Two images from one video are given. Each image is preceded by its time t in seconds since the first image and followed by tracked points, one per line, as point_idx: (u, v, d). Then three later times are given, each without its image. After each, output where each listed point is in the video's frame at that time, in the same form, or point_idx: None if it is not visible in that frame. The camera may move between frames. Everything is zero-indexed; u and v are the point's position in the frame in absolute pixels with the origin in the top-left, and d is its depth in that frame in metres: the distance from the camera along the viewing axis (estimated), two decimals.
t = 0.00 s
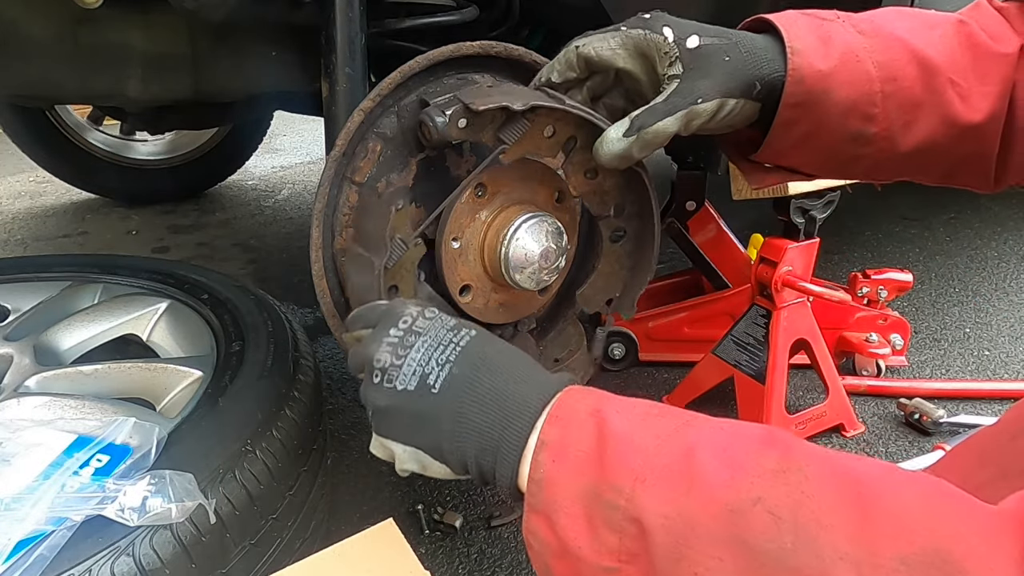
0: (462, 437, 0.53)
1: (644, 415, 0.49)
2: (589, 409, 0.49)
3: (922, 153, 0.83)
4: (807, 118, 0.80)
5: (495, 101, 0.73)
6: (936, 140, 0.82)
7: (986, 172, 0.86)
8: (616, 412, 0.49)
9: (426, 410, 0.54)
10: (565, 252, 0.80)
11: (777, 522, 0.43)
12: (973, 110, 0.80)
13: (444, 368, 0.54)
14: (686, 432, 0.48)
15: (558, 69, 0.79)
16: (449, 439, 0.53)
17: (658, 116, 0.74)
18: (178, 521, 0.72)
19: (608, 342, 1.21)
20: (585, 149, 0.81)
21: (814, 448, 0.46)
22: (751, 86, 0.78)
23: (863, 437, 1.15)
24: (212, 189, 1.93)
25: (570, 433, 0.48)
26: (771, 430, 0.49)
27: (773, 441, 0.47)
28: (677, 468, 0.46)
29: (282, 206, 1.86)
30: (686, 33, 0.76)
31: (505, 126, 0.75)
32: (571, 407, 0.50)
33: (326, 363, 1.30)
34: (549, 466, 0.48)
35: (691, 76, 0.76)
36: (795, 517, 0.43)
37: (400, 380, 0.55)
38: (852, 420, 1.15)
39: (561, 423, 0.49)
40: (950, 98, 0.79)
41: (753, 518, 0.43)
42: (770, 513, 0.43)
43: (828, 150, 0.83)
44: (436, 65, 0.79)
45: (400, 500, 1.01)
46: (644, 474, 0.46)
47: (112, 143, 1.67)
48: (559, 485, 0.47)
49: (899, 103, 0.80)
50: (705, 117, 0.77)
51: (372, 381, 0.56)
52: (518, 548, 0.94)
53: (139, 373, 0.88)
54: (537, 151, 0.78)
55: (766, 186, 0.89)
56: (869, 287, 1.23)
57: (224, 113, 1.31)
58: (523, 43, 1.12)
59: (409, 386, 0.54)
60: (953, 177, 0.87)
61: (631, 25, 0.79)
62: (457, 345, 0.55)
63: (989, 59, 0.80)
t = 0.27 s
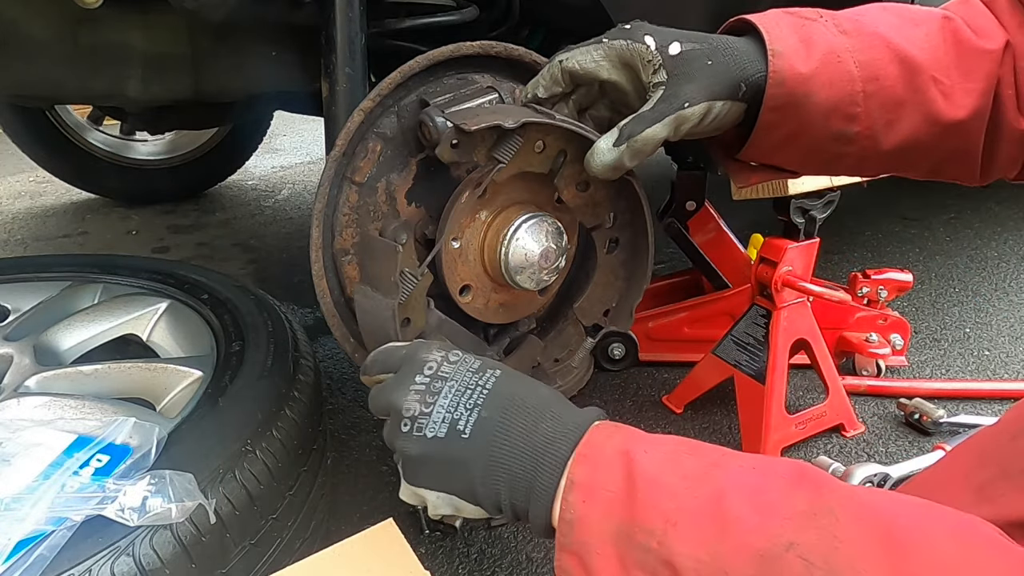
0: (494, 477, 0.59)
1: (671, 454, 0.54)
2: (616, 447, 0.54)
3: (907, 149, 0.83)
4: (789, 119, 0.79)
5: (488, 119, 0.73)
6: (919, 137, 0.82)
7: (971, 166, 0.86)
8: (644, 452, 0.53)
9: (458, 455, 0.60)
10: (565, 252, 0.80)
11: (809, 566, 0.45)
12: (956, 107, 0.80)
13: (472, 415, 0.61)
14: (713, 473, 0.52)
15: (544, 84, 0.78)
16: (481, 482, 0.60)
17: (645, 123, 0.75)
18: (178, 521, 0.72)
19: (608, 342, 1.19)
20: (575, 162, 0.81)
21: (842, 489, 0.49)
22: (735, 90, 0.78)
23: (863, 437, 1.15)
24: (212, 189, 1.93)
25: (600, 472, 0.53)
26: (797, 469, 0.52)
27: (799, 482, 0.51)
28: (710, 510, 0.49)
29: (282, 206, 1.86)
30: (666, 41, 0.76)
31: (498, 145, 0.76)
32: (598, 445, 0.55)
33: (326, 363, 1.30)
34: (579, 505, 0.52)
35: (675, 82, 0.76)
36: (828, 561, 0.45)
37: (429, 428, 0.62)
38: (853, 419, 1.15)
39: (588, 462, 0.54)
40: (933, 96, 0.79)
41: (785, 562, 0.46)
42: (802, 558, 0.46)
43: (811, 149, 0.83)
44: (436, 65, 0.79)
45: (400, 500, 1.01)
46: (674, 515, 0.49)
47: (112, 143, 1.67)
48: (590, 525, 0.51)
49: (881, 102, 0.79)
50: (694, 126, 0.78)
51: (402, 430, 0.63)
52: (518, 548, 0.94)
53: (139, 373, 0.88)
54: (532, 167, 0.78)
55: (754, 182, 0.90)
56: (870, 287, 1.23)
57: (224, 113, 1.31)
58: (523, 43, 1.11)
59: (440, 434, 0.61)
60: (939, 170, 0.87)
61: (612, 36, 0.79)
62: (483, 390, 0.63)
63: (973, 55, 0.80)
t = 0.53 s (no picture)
0: (523, 497, 0.58)
1: (712, 478, 0.52)
2: (654, 467, 0.52)
3: (925, 143, 0.82)
4: (806, 116, 0.79)
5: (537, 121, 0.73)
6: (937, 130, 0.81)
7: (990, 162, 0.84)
8: (683, 474, 0.51)
9: (486, 475, 0.59)
10: (565, 252, 0.80)
11: None
12: (973, 101, 0.79)
13: (502, 434, 0.59)
14: (757, 497, 0.50)
15: (573, 80, 0.78)
16: (511, 500, 0.59)
17: (675, 120, 0.74)
18: (178, 521, 0.72)
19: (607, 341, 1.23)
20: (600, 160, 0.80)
21: (895, 517, 0.47)
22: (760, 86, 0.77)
23: (863, 436, 1.15)
24: (212, 189, 1.93)
25: (639, 495, 0.51)
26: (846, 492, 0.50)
27: (846, 508, 0.48)
28: (752, 538, 0.47)
29: (282, 206, 1.86)
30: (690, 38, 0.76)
31: (541, 145, 0.76)
32: (636, 464, 0.53)
33: (326, 363, 1.30)
34: (615, 529, 0.50)
35: (702, 78, 0.76)
36: None
37: (461, 449, 0.60)
38: (853, 418, 1.15)
39: (624, 483, 0.52)
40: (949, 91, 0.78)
41: None
42: None
43: (827, 145, 0.82)
44: (436, 65, 0.78)
45: (401, 500, 1.01)
46: (715, 543, 0.48)
47: (112, 143, 1.67)
48: (628, 549, 0.50)
49: (897, 98, 0.79)
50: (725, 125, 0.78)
51: (432, 450, 0.61)
52: (518, 548, 0.94)
53: (139, 373, 0.88)
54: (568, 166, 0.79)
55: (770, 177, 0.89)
56: (870, 287, 1.23)
57: (224, 113, 1.31)
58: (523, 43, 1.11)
59: (472, 454, 0.59)
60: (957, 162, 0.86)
61: (636, 32, 0.78)
62: (512, 410, 0.60)
63: (991, 49, 0.78)
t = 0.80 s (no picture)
0: (507, 518, 0.58)
1: (703, 508, 0.52)
2: (645, 497, 0.53)
3: (948, 144, 0.79)
4: (828, 124, 0.76)
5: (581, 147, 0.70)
6: (961, 131, 0.77)
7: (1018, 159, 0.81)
8: (672, 505, 0.52)
9: (473, 496, 0.59)
10: (564, 251, 0.80)
11: None
12: (997, 100, 0.75)
13: (486, 459, 0.59)
14: (751, 529, 0.50)
15: (610, 96, 0.74)
16: (497, 519, 0.59)
17: (710, 140, 0.70)
18: (178, 521, 0.72)
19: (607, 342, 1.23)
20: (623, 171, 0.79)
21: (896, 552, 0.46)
22: (788, 102, 0.74)
23: (863, 436, 1.15)
24: (212, 189, 1.93)
25: (626, 526, 0.52)
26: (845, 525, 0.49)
27: (845, 539, 0.48)
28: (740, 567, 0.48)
29: (282, 206, 1.86)
30: (722, 55, 0.72)
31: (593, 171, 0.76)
32: (625, 493, 0.54)
33: (326, 363, 1.30)
34: (603, 559, 0.52)
35: (735, 96, 0.72)
36: None
37: (448, 468, 0.60)
38: (853, 419, 1.15)
39: (614, 513, 0.53)
40: (974, 91, 0.75)
41: None
42: None
43: (848, 151, 0.79)
44: (437, 65, 0.78)
45: (401, 500, 1.01)
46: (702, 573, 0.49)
47: (112, 143, 1.67)
48: None
49: (921, 101, 0.76)
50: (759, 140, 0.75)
51: (426, 467, 0.62)
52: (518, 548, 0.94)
53: (139, 373, 0.87)
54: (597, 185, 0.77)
55: (794, 181, 0.87)
56: (869, 287, 1.23)
57: (224, 113, 1.31)
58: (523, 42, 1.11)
59: (458, 474, 0.60)
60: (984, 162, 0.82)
61: (671, 46, 0.74)
62: (497, 433, 0.59)
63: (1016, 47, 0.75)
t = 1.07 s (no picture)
0: (516, 533, 0.52)
1: (730, 546, 0.46)
2: (667, 527, 0.47)
3: (988, 146, 0.77)
4: (867, 139, 0.75)
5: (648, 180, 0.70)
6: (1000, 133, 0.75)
7: None
8: (697, 537, 0.46)
9: (486, 500, 0.54)
10: (565, 251, 0.80)
11: None
12: None
13: (511, 463, 0.54)
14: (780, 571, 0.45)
15: (664, 121, 0.73)
16: (505, 533, 0.53)
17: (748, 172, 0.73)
18: (178, 521, 0.72)
19: (608, 342, 1.22)
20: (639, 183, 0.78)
21: None
22: (823, 136, 0.74)
23: (863, 436, 1.15)
24: (212, 189, 1.93)
25: (648, 556, 0.46)
26: None
27: None
28: None
29: (282, 206, 1.86)
30: (769, 85, 0.71)
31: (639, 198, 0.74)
32: (648, 524, 0.48)
33: (326, 363, 1.30)
34: None
35: (775, 127, 0.72)
36: None
37: (468, 465, 0.56)
38: (853, 419, 1.15)
39: (633, 539, 0.47)
40: (1009, 95, 0.73)
41: None
42: None
43: (886, 160, 0.78)
44: (436, 65, 0.78)
45: (401, 500, 1.01)
46: None
47: (112, 143, 1.67)
48: None
49: (958, 109, 0.74)
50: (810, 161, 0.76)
51: (442, 459, 0.58)
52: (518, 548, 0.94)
53: (139, 373, 0.87)
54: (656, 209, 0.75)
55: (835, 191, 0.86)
56: (869, 287, 1.23)
57: (224, 113, 1.31)
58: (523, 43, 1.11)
59: (478, 474, 0.55)
60: None
61: (724, 71, 0.72)
62: (529, 439, 0.55)
63: None
